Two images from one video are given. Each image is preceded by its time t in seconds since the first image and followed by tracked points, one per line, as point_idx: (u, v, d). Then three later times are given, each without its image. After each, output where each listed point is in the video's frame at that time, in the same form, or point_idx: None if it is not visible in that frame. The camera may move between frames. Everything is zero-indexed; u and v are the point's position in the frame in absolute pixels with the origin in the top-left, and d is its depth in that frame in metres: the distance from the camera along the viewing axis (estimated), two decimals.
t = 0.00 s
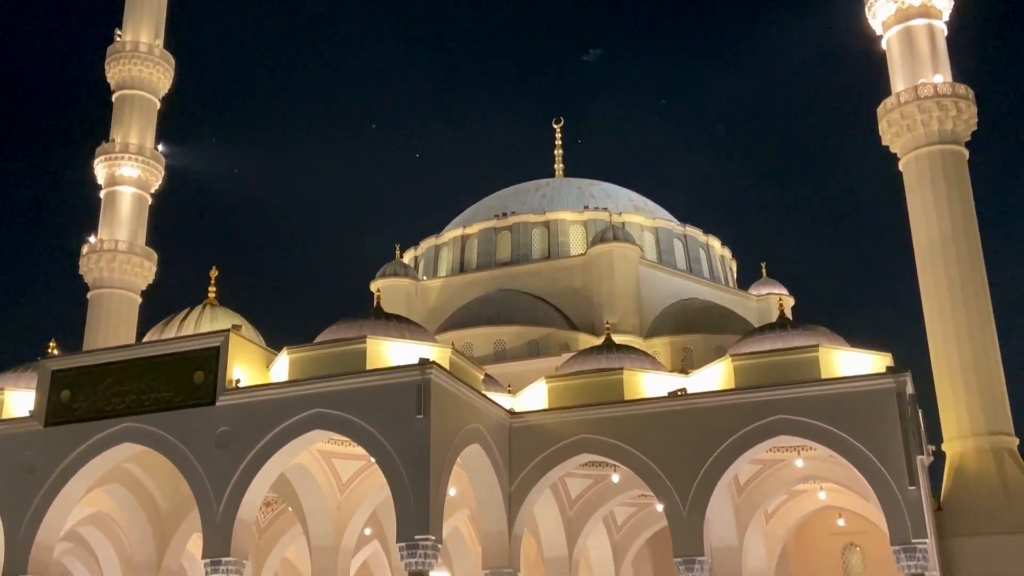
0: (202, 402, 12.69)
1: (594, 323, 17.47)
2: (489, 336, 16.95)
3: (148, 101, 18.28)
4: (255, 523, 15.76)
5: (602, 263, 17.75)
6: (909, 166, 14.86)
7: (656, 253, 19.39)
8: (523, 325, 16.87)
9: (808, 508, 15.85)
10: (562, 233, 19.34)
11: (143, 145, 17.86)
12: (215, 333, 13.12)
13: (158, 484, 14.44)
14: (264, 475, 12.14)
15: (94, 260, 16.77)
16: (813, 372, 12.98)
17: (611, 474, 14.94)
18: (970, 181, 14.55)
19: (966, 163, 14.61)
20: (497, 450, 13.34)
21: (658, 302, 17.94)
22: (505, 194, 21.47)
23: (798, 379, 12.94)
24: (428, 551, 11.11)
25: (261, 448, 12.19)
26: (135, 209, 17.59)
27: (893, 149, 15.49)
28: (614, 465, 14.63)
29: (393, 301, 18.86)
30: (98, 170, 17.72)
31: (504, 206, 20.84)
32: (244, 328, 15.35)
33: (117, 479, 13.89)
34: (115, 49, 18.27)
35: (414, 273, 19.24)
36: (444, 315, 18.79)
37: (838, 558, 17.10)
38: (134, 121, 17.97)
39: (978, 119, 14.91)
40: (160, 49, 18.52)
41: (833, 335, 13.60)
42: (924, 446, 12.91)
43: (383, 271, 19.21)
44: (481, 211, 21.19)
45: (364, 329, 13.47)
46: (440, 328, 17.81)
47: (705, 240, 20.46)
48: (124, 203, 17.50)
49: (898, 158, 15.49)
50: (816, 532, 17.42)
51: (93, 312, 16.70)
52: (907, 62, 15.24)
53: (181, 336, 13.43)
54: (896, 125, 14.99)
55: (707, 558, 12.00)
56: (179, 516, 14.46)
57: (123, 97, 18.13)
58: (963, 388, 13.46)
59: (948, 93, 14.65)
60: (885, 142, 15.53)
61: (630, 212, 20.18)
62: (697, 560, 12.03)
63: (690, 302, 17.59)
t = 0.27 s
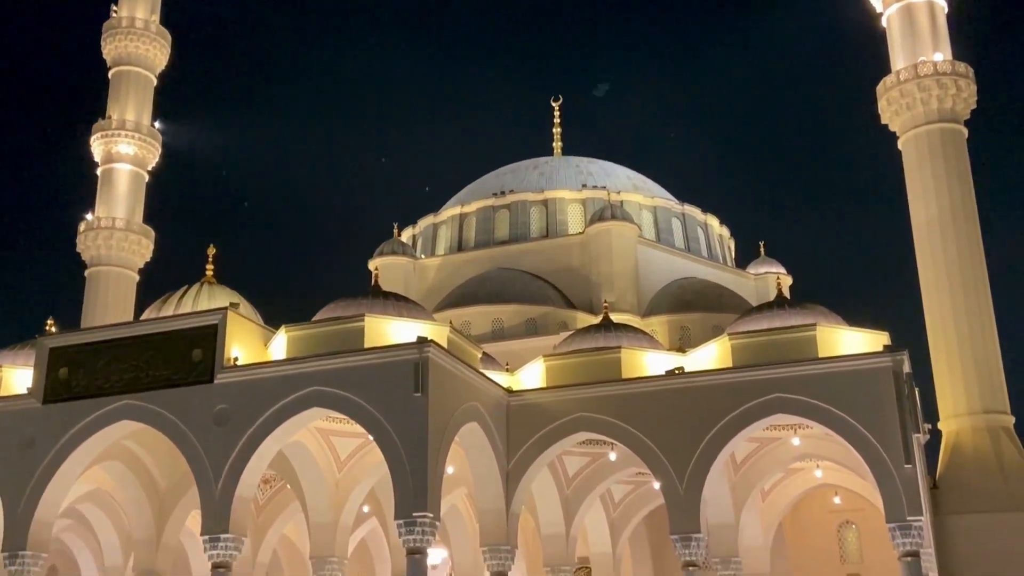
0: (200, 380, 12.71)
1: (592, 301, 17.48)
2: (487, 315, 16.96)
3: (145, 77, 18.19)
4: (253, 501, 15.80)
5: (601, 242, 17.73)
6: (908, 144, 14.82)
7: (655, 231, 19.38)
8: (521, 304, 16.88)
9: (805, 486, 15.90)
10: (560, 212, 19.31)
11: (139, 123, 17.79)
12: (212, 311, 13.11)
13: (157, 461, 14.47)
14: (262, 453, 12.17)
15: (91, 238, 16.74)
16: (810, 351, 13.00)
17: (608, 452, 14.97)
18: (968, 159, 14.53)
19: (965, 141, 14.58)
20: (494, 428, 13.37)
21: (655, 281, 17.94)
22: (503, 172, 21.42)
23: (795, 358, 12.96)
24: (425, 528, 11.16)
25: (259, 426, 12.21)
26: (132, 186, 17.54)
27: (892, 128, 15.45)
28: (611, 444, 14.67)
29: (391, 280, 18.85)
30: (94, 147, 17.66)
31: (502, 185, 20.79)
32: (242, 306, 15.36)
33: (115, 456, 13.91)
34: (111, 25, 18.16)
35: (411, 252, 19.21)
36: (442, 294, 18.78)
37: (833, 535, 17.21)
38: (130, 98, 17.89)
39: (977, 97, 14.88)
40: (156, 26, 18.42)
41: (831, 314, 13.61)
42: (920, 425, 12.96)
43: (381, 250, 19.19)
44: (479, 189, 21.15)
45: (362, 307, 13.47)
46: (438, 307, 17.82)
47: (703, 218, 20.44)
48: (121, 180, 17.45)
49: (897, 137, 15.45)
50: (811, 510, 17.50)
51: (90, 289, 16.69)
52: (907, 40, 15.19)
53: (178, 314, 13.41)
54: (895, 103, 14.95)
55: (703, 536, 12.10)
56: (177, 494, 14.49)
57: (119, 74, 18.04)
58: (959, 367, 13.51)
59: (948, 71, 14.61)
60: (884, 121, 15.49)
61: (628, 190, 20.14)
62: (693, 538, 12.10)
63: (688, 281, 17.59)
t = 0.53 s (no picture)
0: (198, 356, 12.71)
1: (590, 279, 17.48)
2: (484, 292, 16.97)
3: (140, 53, 18.08)
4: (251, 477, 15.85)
5: (598, 219, 17.71)
6: (907, 122, 14.78)
7: (652, 209, 19.35)
8: (519, 282, 16.88)
9: (801, 463, 15.93)
10: (558, 189, 19.26)
11: (135, 99, 17.70)
12: (209, 288, 13.09)
13: (155, 438, 14.49)
14: (260, 429, 12.20)
15: (88, 214, 16.70)
16: (806, 329, 13.02)
17: (605, 429, 15.01)
18: (967, 137, 14.50)
19: (964, 119, 14.56)
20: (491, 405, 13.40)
21: (653, 259, 17.94)
22: (500, 149, 21.35)
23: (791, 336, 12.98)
24: (423, 504, 11.21)
25: (256, 402, 12.24)
26: (128, 162, 17.47)
27: (890, 105, 15.41)
28: (608, 421, 14.70)
29: (388, 257, 18.83)
30: (90, 123, 17.57)
31: (500, 162, 20.73)
32: (239, 283, 15.35)
33: (113, 432, 13.94)
34: None
35: (409, 229, 19.18)
36: (440, 271, 18.77)
37: (828, 511, 17.30)
38: (126, 73, 17.79)
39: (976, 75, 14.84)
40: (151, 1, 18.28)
41: (828, 292, 13.62)
42: (915, 403, 13.01)
43: (378, 227, 19.15)
44: (476, 167, 21.09)
45: (359, 284, 13.46)
46: (435, 284, 17.82)
47: (701, 196, 20.41)
48: (117, 157, 17.38)
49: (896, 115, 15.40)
50: (807, 486, 17.57)
51: (87, 266, 16.67)
52: (907, 17, 15.15)
53: (175, 291, 13.39)
54: (894, 80, 14.90)
55: (699, 513, 12.17)
56: (175, 470, 14.52)
57: (114, 49, 17.92)
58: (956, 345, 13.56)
59: (947, 48, 14.57)
60: (883, 99, 15.45)
61: (626, 168, 20.10)
62: (689, 514, 12.18)
63: (685, 259, 17.59)
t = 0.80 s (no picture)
0: (194, 335, 12.70)
1: (587, 257, 17.46)
2: (481, 271, 16.96)
3: (136, 29, 17.96)
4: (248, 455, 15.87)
5: (595, 197, 17.68)
6: (905, 101, 14.74)
7: (650, 187, 19.31)
8: (516, 260, 16.86)
9: (796, 441, 15.97)
10: (555, 167, 19.21)
11: (131, 75, 17.59)
12: (205, 265, 13.05)
13: (152, 416, 14.50)
14: (257, 407, 12.21)
15: (84, 190, 16.65)
16: (802, 307, 13.03)
17: (602, 407, 15.02)
18: (965, 116, 14.48)
19: (962, 98, 14.53)
20: (489, 383, 13.41)
21: (650, 237, 17.93)
22: (497, 127, 21.28)
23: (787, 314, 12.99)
24: (419, 482, 11.24)
25: (253, 380, 12.24)
26: (124, 139, 17.39)
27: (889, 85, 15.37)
28: (605, 399, 14.69)
29: (385, 235, 18.80)
30: (85, 100, 17.48)
31: (497, 140, 20.66)
32: (236, 261, 15.32)
33: (110, 409, 13.94)
34: None
35: (406, 207, 19.13)
36: (437, 249, 18.74)
37: (824, 489, 17.37)
38: (121, 50, 17.68)
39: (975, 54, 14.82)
40: None
41: (824, 271, 13.61)
42: (911, 381, 13.05)
43: (374, 205, 19.10)
44: (473, 144, 21.02)
45: (356, 262, 13.45)
46: (432, 262, 17.81)
47: (698, 174, 20.36)
48: (113, 133, 17.30)
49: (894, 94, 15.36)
50: (802, 465, 17.63)
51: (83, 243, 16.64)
52: None
53: (171, 268, 13.36)
54: (893, 59, 14.84)
55: (695, 491, 12.23)
56: (172, 448, 14.53)
57: (109, 25, 17.81)
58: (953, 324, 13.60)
59: (947, 26, 14.52)
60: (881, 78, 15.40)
61: (624, 146, 20.04)
62: (685, 492, 12.24)
63: (682, 238, 17.59)
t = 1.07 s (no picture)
0: (191, 312, 12.69)
1: (583, 235, 17.45)
2: (478, 249, 16.96)
3: (131, 5, 17.83)
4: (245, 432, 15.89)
5: (592, 175, 17.64)
6: (904, 79, 14.69)
7: (647, 165, 19.27)
8: (512, 238, 16.86)
9: (791, 419, 16.03)
10: (552, 145, 19.17)
11: (126, 51, 17.48)
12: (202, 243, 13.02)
13: (149, 393, 14.51)
14: (253, 385, 12.22)
15: (79, 167, 16.59)
16: (799, 286, 13.04)
17: (598, 385, 15.04)
18: (963, 94, 14.46)
19: (960, 76, 14.50)
20: (485, 361, 13.43)
21: (647, 216, 17.92)
22: (494, 104, 21.20)
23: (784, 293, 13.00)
24: (416, 459, 11.26)
25: (250, 357, 12.25)
26: (119, 116, 17.30)
27: (887, 63, 15.31)
28: (602, 377, 14.70)
29: (382, 213, 18.77)
30: (80, 76, 17.38)
31: (494, 117, 20.59)
32: (232, 238, 15.30)
33: (107, 386, 13.94)
34: None
35: (402, 184, 19.07)
36: (433, 227, 18.71)
37: (819, 467, 17.45)
38: (116, 25, 17.57)
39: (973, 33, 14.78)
40: None
41: (821, 250, 13.61)
42: (907, 359, 13.08)
43: (371, 182, 19.05)
44: (470, 122, 20.94)
45: (352, 240, 13.42)
46: (429, 240, 17.79)
47: (696, 152, 20.31)
48: (108, 110, 17.20)
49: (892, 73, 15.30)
50: (798, 443, 17.69)
51: (79, 220, 16.60)
52: None
53: (167, 245, 13.33)
54: (892, 37, 14.78)
55: (690, 468, 12.28)
56: (169, 426, 14.55)
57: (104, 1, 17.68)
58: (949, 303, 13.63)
59: (946, 4, 14.47)
60: (879, 56, 15.34)
61: (621, 124, 19.98)
62: (680, 469, 12.29)
63: (679, 216, 17.58)
